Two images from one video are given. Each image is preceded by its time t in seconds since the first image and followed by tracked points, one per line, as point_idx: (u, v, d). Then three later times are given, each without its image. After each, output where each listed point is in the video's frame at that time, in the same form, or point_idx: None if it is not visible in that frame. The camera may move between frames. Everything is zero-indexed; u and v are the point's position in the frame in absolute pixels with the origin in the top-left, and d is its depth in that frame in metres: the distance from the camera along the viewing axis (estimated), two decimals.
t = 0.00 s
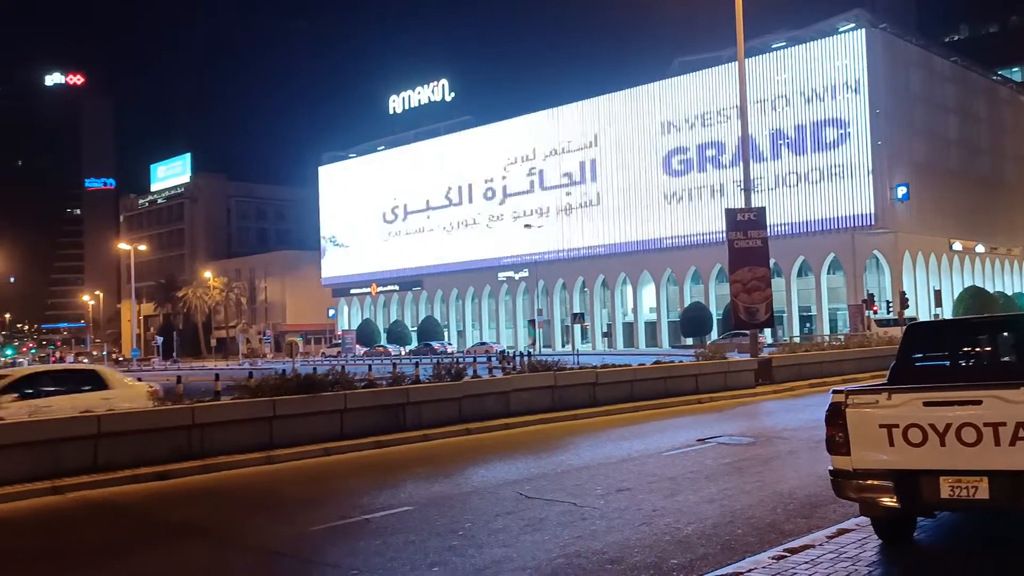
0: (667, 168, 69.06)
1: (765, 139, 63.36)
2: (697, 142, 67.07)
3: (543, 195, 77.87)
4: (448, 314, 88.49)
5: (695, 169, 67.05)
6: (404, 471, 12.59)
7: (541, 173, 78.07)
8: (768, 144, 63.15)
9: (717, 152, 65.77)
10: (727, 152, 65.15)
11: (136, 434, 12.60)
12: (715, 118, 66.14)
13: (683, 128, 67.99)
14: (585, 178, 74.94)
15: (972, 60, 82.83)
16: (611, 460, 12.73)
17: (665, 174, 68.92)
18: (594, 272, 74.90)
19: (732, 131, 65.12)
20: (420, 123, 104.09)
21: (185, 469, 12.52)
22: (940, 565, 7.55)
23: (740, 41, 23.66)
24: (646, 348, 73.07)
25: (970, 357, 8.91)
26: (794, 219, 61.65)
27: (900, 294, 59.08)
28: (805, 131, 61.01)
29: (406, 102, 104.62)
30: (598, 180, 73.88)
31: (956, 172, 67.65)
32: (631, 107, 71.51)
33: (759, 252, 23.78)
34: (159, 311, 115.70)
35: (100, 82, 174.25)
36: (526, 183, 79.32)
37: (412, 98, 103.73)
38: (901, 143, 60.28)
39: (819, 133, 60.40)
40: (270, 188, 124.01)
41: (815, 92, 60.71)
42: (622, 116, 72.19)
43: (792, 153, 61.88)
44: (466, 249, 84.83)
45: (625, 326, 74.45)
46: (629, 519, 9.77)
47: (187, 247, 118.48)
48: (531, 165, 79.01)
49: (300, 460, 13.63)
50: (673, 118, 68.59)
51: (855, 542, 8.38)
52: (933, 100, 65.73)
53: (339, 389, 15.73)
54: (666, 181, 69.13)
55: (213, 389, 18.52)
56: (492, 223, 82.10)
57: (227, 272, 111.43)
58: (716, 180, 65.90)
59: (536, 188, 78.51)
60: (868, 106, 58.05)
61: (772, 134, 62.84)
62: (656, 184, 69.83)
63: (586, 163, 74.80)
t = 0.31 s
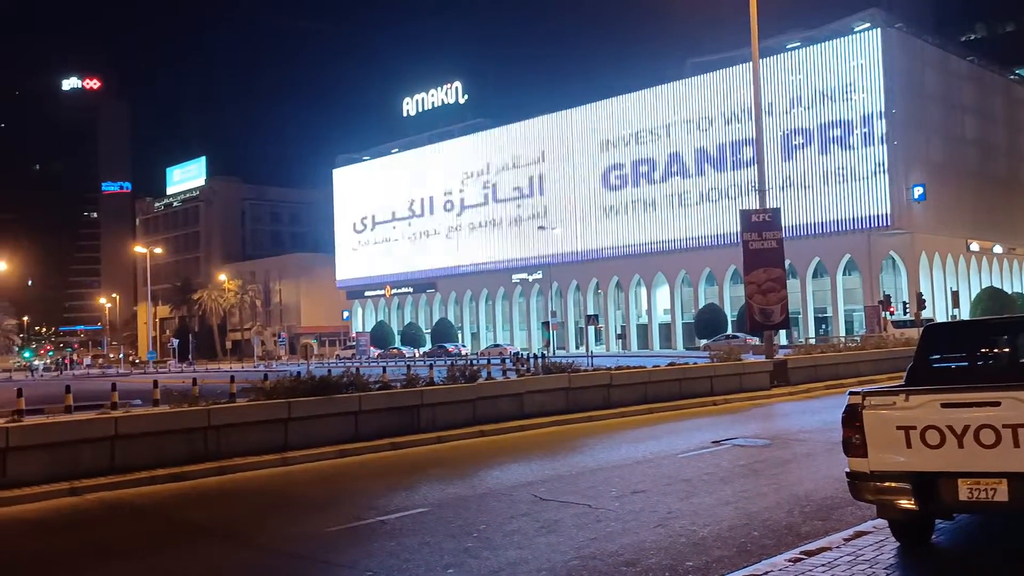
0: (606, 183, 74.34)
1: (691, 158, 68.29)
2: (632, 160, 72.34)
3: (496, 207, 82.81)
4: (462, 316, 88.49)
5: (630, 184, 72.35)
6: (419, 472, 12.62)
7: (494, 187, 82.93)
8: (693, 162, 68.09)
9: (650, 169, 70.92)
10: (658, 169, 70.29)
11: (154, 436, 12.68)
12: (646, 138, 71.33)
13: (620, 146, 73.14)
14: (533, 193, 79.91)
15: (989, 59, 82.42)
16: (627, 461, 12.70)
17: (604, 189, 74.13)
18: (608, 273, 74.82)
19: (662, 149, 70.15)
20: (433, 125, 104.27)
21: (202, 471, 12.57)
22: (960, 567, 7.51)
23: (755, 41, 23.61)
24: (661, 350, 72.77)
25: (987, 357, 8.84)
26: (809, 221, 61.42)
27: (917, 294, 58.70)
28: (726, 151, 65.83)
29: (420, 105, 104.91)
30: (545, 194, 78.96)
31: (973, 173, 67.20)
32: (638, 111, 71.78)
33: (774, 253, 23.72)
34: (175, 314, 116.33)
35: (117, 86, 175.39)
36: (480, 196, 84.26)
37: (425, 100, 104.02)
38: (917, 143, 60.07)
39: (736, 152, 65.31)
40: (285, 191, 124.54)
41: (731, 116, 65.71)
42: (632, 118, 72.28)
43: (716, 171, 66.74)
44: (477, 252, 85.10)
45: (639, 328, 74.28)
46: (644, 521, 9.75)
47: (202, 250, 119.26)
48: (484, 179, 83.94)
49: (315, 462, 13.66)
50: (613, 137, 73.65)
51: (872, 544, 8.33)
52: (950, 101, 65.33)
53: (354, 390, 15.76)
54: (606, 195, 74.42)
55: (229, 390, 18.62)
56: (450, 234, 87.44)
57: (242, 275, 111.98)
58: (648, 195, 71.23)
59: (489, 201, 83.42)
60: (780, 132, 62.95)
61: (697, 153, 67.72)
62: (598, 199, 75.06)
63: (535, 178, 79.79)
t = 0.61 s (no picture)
0: (555, 193, 79.55)
1: (629, 170, 73.62)
2: (578, 172, 77.56)
3: (458, 216, 88.43)
4: (478, 315, 88.65)
5: (576, 195, 77.66)
6: (436, 471, 12.64)
7: (457, 197, 88.40)
8: (631, 174, 73.50)
9: (594, 181, 76.27)
10: (604, 182, 75.43)
11: (174, 434, 12.78)
12: (590, 152, 76.60)
13: (567, 159, 78.36)
14: (491, 202, 85.05)
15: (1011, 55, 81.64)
16: (643, 460, 12.66)
17: (553, 199, 79.34)
18: (624, 272, 74.67)
19: (604, 163, 75.48)
20: (450, 124, 104.30)
21: (220, 469, 12.63)
22: (981, 567, 7.47)
23: (773, 39, 23.47)
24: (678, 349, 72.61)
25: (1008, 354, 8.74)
26: (826, 218, 61.11)
27: (936, 293, 58.24)
28: (660, 164, 71.13)
29: (436, 104, 104.87)
30: (501, 203, 84.11)
31: (994, 169, 66.65)
32: (651, 110, 71.84)
33: (792, 252, 23.58)
34: (194, 314, 116.99)
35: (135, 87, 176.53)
36: (444, 205, 89.85)
37: (441, 100, 103.96)
38: (936, 140, 59.69)
39: (667, 166, 70.67)
40: (302, 191, 125.02)
41: (662, 134, 71.07)
42: (646, 116, 72.30)
43: (651, 183, 72.16)
44: (493, 251, 85.18)
45: (655, 327, 74.14)
46: (662, 520, 9.71)
47: (220, 250, 119.98)
48: (448, 189, 89.42)
49: (332, 460, 13.71)
50: (588, 145, 76.70)
51: (892, 544, 8.26)
52: (970, 97, 64.83)
53: (370, 389, 15.81)
54: (555, 205, 79.65)
55: (247, 390, 18.79)
56: (417, 240, 93.27)
57: (260, 275, 112.63)
58: (592, 205, 76.63)
59: (452, 210, 89.00)
60: (706, 145, 67.98)
61: (635, 166, 73.03)
62: (548, 208, 80.35)
63: (492, 188, 84.89)
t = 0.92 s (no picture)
0: (511, 205, 84.68)
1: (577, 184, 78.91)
2: (532, 185, 82.68)
3: (424, 226, 94.03)
4: (492, 316, 88.62)
5: (531, 207, 82.74)
6: (451, 472, 12.65)
7: (423, 208, 93.97)
8: (599, 184, 77.16)
9: (566, 192, 79.78)
10: (575, 191, 78.94)
11: (191, 435, 12.85)
12: (542, 168, 81.96)
13: (523, 173, 83.39)
14: (454, 214, 90.55)
15: None
16: (658, 462, 12.63)
17: (510, 211, 84.46)
18: (639, 273, 74.43)
19: (555, 177, 80.67)
20: (464, 125, 104.38)
21: (236, 470, 12.69)
22: (1001, 570, 7.39)
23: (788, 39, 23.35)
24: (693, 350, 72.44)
25: None
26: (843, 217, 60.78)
27: (954, 293, 57.60)
28: (604, 178, 76.46)
29: (450, 106, 104.91)
30: (464, 214, 89.54)
31: (1012, 168, 66.32)
32: (662, 112, 72.13)
33: (808, 252, 23.44)
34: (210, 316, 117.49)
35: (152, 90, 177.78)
36: (412, 216, 95.48)
37: (456, 101, 103.96)
38: (953, 139, 59.27)
39: (610, 181, 76.14)
40: (317, 193, 125.46)
41: (604, 152, 76.50)
42: (657, 118, 72.51)
43: (596, 196, 77.48)
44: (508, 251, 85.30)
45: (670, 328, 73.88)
46: (678, 521, 9.70)
47: (236, 252, 120.71)
48: (416, 201, 94.99)
49: (348, 461, 13.74)
50: (574, 152, 79.07)
51: (910, 546, 8.21)
52: (988, 95, 64.47)
53: (385, 390, 15.84)
54: (512, 216, 84.81)
55: (263, 390, 18.88)
56: (389, 249, 99.10)
57: (275, 276, 113.16)
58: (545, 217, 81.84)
59: (419, 220, 94.63)
60: (644, 161, 73.33)
61: (583, 181, 78.31)
62: (506, 218, 85.49)
63: (455, 200, 90.33)
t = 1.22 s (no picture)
0: (476, 215, 89.93)
1: (533, 195, 83.83)
2: (493, 196, 87.81)
3: (399, 233, 100.01)
4: (509, 315, 88.70)
5: (493, 216, 87.78)
6: (469, 470, 12.67)
7: (397, 216, 100.01)
8: (611, 183, 77.38)
9: (525, 201, 84.42)
10: (534, 201, 83.68)
11: (209, 433, 12.93)
12: (503, 178, 86.81)
13: (486, 184, 88.64)
14: (425, 221, 96.05)
15: None
16: (675, 461, 12.60)
17: (474, 220, 89.73)
18: (656, 272, 74.20)
19: (514, 188, 85.62)
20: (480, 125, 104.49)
21: (253, 469, 12.75)
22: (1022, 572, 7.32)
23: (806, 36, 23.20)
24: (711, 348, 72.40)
25: None
26: (862, 215, 60.33)
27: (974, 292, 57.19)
28: (557, 189, 81.47)
29: (467, 105, 104.93)
30: (432, 222, 95.22)
31: None
32: (678, 111, 72.08)
33: (827, 250, 23.28)
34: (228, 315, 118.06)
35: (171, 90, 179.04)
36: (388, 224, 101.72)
37: (472, 101, 103.96)
38: (973, 135, 58.77)
39: (562, 192, 81.12)
40: (334, 193, 125.83)
41: (557, 165, 81.60)
42: (674, 117, 72.40)
43: (551, 206, 82.43)
44: (524, 251, 85.28)
45: (688, 326, 73.74)
46: (696, 520, 9.68)
47: (254, 251, 121.38)
48: (391, 210, 100.96)
49: (364, 461, 13.77)
50: (545, 161, 82.75)
51: (931, 547, 8.14)
52: (1008, 93, 64.04)
53: (402, 389, 15.87)
54: (477, 225, 90.09)
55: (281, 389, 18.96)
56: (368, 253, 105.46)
57: (293, 276, 113.85)
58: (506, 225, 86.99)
59: (394, 228, 100.72)
60: (593, 174, 78.53)
61: (538, 191, 83.19)
62: (471, 226, 90.90)
63: (426, 209, 95.95)
